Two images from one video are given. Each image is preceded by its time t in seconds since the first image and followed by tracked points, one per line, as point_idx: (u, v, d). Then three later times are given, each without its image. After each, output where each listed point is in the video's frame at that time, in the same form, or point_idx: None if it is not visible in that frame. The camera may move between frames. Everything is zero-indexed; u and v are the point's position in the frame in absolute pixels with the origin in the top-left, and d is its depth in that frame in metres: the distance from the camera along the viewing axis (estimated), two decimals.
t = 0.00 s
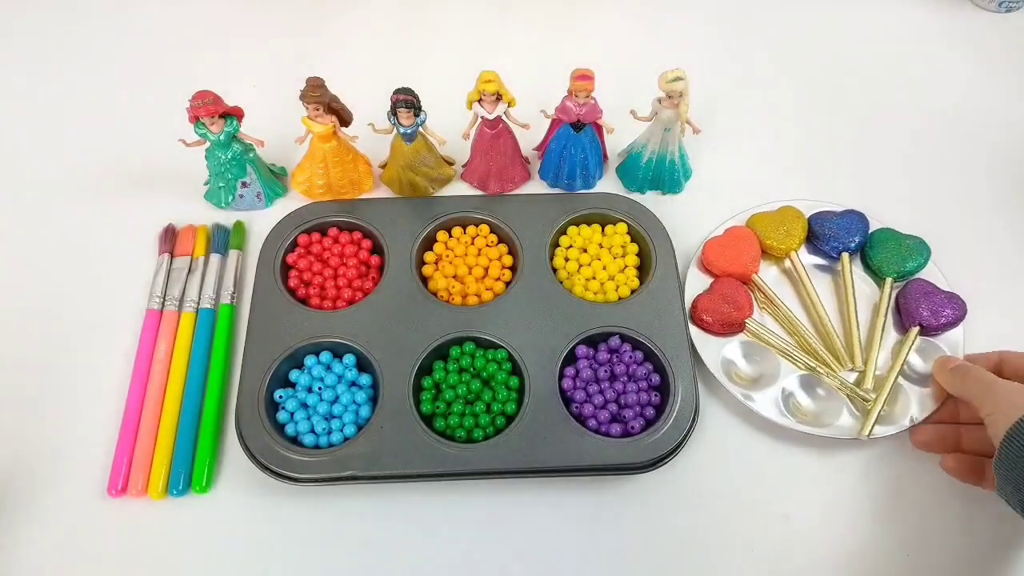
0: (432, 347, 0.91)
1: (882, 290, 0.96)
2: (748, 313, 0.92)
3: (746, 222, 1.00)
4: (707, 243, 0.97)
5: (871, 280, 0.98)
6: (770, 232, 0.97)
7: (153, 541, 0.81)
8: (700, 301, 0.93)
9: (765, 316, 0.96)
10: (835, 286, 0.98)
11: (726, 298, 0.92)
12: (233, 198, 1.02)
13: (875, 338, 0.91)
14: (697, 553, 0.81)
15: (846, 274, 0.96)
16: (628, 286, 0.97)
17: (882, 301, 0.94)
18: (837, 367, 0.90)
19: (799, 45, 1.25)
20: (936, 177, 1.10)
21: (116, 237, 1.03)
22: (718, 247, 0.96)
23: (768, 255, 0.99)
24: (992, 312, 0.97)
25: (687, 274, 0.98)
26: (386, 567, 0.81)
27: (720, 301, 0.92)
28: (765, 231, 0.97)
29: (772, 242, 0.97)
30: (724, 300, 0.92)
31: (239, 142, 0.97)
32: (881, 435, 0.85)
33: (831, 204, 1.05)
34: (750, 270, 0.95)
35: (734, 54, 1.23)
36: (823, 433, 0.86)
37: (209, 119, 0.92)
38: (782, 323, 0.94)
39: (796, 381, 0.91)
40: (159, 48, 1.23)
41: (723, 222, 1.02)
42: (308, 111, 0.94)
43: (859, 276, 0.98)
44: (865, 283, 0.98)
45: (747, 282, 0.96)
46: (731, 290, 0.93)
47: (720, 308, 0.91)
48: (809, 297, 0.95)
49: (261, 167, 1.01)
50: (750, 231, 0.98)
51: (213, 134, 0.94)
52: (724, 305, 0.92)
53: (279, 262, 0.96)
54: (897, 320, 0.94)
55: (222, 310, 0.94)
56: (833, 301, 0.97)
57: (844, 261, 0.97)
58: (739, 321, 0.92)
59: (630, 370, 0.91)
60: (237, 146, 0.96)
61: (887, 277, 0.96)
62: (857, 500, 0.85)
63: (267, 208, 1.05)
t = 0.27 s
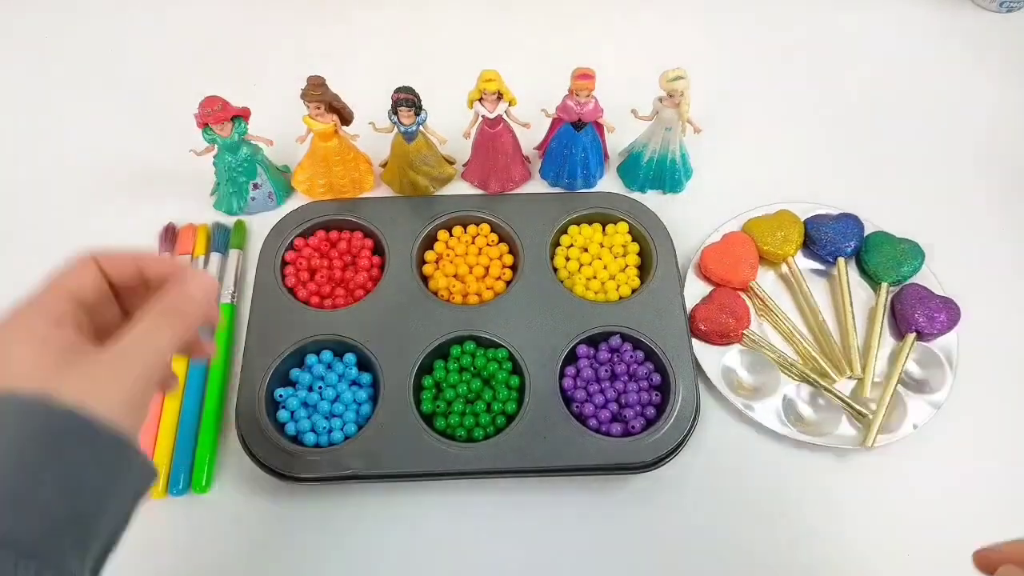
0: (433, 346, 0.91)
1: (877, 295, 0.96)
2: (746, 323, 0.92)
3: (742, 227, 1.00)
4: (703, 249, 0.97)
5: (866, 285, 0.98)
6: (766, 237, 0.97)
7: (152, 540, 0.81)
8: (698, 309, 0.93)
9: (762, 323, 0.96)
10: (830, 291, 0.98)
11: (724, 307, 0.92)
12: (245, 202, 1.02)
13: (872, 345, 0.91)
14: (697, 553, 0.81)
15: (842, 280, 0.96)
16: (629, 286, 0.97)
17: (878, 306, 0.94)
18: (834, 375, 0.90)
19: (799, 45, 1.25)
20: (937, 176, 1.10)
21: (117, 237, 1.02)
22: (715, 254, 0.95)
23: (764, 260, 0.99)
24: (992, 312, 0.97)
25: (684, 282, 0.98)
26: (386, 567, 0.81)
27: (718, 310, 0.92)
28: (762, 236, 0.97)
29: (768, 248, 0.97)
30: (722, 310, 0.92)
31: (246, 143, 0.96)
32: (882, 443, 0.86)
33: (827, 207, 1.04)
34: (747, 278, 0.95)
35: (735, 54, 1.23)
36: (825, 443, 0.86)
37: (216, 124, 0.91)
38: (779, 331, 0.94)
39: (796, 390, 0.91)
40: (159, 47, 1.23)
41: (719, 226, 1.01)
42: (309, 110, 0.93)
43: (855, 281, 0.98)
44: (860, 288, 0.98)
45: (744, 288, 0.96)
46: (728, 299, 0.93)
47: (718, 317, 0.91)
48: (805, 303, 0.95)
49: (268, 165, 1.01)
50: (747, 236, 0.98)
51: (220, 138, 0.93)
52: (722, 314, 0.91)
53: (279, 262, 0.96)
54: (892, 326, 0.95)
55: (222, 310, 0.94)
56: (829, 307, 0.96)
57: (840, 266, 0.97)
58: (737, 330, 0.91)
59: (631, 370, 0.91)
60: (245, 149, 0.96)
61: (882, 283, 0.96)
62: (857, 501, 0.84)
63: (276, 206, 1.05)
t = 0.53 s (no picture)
0: (433, 346, 0.91)
1: (877, 295, 0.96)
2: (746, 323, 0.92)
3: (743, 227, 1.00)
4: (703, 249, 0.97)
5: (867, 285, 0.98)
6: (766, 237, 0.97)
7: (153, 540, 0.81)
8: (698, 310, 0.93)
9: (762, 323, 0.96)
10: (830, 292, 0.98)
11: (724, 308, 0.92)
12: (245, 202, 1.02)
13: (872, 345, 0.91)
14: (697, 554, 0.81)
15: (842, 280, 0.96)
16: (628, 286, 0.97)
17: (878, 306, 0.94)
18: (834, 376, 0.90)
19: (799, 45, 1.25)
20: (936, 176, 1.10)
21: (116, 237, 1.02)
22: (716, 254, 0.95)
23: (764, 260, 0.99)
24: (991, 312, 0.97)
25: (684, 282, 0.98)
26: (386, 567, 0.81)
27: (719, 310, 0.92)
28: (762, 237, 0.97)
29: (768, 248, 0.97)
30: (723, 310, 0.92)
31: (247, 144, 0.96)
32: (882, 443, 0.86)
33: (827, 207, 1.04)
34: (747, 278, 0.95)
35: (735, 54, 1.23)
36: (826, 444, 0.86)
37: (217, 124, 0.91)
38: (779, 332, 0.94)
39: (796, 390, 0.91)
40: (159, 47, 1.23)
41: (720, 227, 1.01)
42: (309, 110, 0.93)
43: (855, 281, 0.98)
44: (860, 288, 0.98)
45: (744, 289, 0.96)
46: (729, 300, 0.93)
47: (719, 317, 0.91)
48: (806, 304, 0.95)
49: (268, 166, 1.01)
50: (747, 236, 0.97)
51: (222, 138, 0.93)
52: (722, 314, 0.91)
53: (279, 262, 0.96)
54: (892, 326, 0.95)
55: (222, 310, 0.94)
56: (829, 307, 0.96)
57: (840, 266, 0.97)
58: (737, 331, 0.91)
59: (631, 370, 0.91)
60: (245, 149, 0.96)
61: (883, 284, 0.96)
62: (857, 501, 0.84)
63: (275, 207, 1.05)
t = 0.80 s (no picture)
0: (432, 346, 0.91)
1: (877, 295, 0.96)
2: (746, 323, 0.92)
3: (743, 227, 1.00)
4: (703, 249, 0.97)
5: (867, 285, 0.98)
6: (766, 237, 0.97)
7: (153, 540, 0.81)
8: (698, 310, 0.93)
9: (762, 323, 0.96)
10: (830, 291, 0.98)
11: (724, 308, 0.92)
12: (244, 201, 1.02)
13: (872, 345, 0.92)
14: (696, 553, 0.81)
15: (842, 280, 0.96)
16: (628, 286, 0.97)
17: (878, 306, 0.94)
18: (834, 375, 0.90)
19: (799, 45, 1.25)
20: (936, 176, 1.10)
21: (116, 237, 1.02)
22: (716, 254, 0.95)
23: (764, 260, 0.99)
24: (992, 312, 0.97)
25: (684, 282, 0.98)
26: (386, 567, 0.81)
27: (719, 310, 0.92)
28: (762, 237, 0.97)
29: (768, 248, 0.97)
30: (723, 310, 0.92)
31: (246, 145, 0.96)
32: (882, 443, 0.86)
33: (826, 207, 1.04)
34: (747, 278, 0.95)
35: (735, 54, 1.23)
36: (826, 444, 0.86)
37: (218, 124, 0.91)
38: (779, 331, 0.94)
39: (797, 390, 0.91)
40: (159, 47, 1.23)
41: (720, 227, 1.01)
42: (309, 110, 0.93)
43: (855, 281, 0.98)
44: (860, 288, 0.98)
45: (744, 289, 0.96)
46: (729, 300, 0.93)
47: (719, 317, 0.91)
48: (806, 303, 0.95)
49: (268, 165, 1.01)
50: (747, 236, 0.97)
51: (223, 138, 0.92)
52: (722, 314, 0.91)
53: (279, 262, 0.96)
54: (892, 326, 0.95)
55: (222, 310, 0.94)
56: (829, 307, 0.96)
57: (840, 266, 0.97)
58: (737, 331, 0.91)
59: (631, 370, 0.91)
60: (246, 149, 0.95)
61: (883, 284, 0.96)
62: (857, 501, 0.84)
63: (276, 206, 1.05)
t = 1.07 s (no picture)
0: (433, 346, 0.91)
1: (877, 295, 0.96)
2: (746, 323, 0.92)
3: (743, 227, 1.00)
4: (703, 249, 0.97)
5: (867, 285, 0.98)
6: (766, 237, 0.97)
7: (153, 540, 0.81)
8: (698, 310, 0.93)
9: (762, 323, 0.96)
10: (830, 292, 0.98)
11: (724, 308, 0.92)
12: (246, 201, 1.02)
13: (872, 345, 0.92)
14: (696, 553, 0.81)
15: (842, 280, 0.96)
16: (628, 286, 0.97)
17: (878, 306, 0.94)
18: (834, 375, 0.90)
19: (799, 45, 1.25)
20: (936, 176, 1.10)
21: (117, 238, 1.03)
22: (716, 254, 0.95)
23: (764, 260, 0.99)
24: (992, 313, 0.97)
25: (684, 282, 0.98)
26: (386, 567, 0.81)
27: (719, 311, 0.92)
28: (762, 237, 0.97)
29: (768, 248, 0.97)
30: (723, 311, 0.92)
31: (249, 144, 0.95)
32: (882, 443, 0.86)
33: (826, 208, 1.04)
34: (747, 278, 0.95)
35: (735, 54, 1.23)
36: (826, 444, 0.86)
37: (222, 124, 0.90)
38: (779, 331, 0.94)
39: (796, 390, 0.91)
40: (158, 47, 1.23)
41: (719, 227, 1.02)
42: (309, 110, 0.93)
43: (855, 281, 0.98)
44: (860, 288, 0.98)
45: (744, 289, 0.96)
46: (729, 300, 0.93)
47: (719, 317, 0.91)
48: (806, 303, 0.95)
49: (270, 165, 1.01)
50: (747, 236, 0.97)
51: (227, 138, 0.92)
52: (722, 314, 0.91)
53: (279, 262, 0.96)
54: (892, 326, 0.95)
55: (222, 310, 0.94)
56: (829, 307, 0.96)
57: (840, 266, 0.97)
58: (737, 331, 0.91)
59: (631, 370, 0.91)
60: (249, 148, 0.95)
61: (882, 284, 0.96)
62: (857, 502, 0.84)
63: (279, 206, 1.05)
